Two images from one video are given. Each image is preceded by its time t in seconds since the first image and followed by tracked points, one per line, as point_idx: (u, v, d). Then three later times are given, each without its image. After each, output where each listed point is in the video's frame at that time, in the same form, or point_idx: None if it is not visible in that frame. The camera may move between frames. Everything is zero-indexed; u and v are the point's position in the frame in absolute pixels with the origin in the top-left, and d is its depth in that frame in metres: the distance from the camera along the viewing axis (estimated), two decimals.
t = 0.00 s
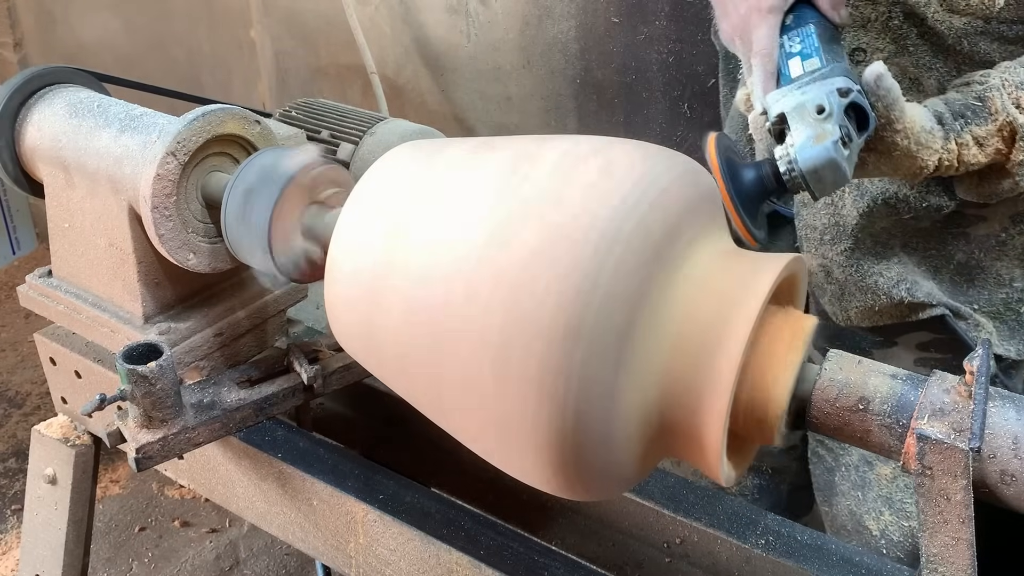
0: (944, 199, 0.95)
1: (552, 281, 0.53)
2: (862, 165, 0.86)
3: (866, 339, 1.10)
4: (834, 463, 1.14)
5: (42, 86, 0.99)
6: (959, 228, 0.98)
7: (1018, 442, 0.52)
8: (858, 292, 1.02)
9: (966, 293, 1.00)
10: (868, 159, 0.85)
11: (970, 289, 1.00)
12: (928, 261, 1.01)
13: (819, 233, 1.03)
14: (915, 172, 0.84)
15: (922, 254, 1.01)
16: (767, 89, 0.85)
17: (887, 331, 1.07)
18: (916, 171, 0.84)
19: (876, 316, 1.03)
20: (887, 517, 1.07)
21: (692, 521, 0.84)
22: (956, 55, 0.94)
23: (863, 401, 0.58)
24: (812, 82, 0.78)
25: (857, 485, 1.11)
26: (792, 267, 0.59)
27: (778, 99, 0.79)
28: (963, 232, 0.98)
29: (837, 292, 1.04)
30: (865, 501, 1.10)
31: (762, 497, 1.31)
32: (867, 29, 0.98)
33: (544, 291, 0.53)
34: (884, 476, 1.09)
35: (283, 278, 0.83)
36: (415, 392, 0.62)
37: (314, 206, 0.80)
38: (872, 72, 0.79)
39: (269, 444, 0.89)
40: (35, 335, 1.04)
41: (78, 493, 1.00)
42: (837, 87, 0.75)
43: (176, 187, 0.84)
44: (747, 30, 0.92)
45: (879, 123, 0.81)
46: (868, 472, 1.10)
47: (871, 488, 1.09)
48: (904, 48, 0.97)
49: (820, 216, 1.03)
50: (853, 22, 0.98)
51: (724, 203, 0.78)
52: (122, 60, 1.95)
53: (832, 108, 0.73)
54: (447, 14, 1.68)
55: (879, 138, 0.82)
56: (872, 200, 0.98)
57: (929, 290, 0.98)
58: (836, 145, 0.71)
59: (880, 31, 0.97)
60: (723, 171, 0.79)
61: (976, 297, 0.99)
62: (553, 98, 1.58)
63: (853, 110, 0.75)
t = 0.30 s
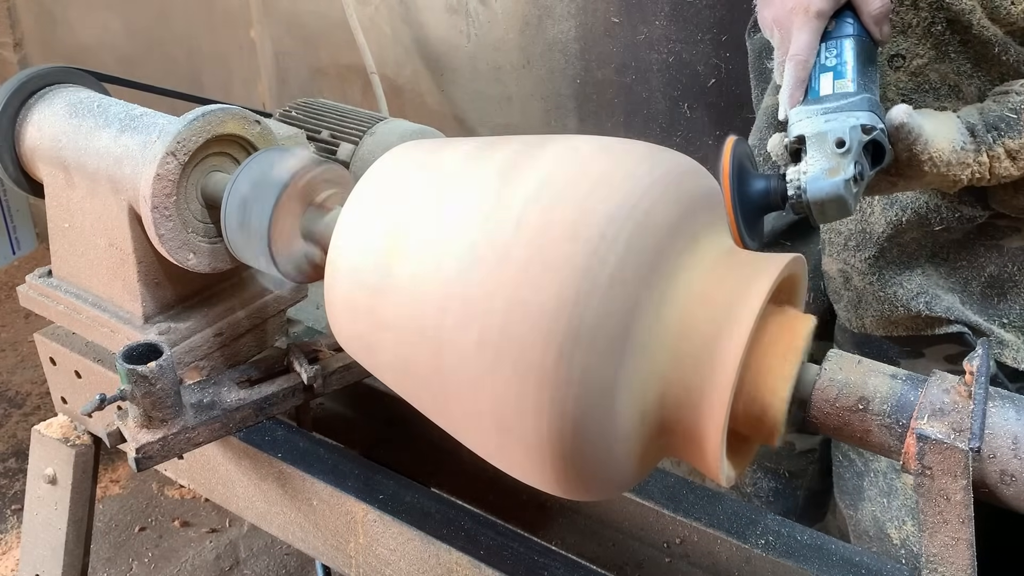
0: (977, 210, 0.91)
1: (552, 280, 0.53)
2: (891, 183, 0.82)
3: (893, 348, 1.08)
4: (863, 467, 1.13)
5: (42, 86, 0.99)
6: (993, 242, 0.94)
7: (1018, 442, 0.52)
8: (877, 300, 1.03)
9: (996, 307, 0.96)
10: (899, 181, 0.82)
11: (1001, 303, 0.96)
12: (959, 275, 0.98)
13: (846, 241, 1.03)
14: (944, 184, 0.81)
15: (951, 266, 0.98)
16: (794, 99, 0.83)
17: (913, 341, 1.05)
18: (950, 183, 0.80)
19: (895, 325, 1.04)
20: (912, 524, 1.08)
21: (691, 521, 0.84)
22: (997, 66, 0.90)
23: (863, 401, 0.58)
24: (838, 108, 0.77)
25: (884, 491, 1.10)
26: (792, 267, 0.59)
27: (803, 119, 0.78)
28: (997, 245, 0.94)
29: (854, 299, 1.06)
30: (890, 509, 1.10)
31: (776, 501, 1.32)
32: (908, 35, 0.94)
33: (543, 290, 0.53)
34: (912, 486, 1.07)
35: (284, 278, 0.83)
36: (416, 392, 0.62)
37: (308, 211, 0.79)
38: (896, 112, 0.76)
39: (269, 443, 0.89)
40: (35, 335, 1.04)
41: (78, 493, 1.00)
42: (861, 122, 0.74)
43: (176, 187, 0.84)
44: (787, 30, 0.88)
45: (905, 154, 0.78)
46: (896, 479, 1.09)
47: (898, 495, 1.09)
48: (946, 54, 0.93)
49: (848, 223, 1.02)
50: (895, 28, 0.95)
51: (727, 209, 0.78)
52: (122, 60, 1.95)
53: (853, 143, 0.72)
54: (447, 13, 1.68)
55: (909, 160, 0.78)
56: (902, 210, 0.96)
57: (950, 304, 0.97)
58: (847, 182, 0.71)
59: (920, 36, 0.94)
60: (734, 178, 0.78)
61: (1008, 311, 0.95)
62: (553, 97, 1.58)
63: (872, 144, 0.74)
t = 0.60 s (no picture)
0: (982, 213, 0.92)
1: (554, 279, 0.53)
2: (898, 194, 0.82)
3: (895, 348, 1.08)
4: (861, 468, 1.13)
5: (42, 86, 1.00)
6: (998, 245, 0.95)
7: (1018, 442, 0.52)
8: (881, 302, 1.02)
9: (999, 308, 0.96)
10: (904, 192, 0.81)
11: (1005, 305, 0.96)
12: (962, 277, 0.98)
13: (851, 245, 1.03)
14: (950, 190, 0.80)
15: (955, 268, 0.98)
16: (800, 109, 0.82)
17: (914, 341, 1.04)
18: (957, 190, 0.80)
19: (898, 327, 1.03)
20: (910, 526, 1.07)
21: (691, 521, 0.84)
22: (1008, 71, 0.90)
23: (863, 401, 0.58)
24: (843, 123, 0.77)
25: (883, 492, 1.10)
26: (792, 267, 0.59)
27: (809, 133, 0.78)
28: (999, 246, 0.95)
29: (858, 300, 1.05)
30: (890, 509, 1.10)
31: (776, 501, 1.32)
32: (919, 38, 0.94)
33: (544, 288, 0.53)
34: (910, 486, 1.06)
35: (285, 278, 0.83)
36: (416, 391, 0.62)
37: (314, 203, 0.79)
38: (900, 128, 0.77)
39: (269, 443, 0.89)
40: (35, 335, 1.04)
41: (78, 493, 1.00)
42: (866, 138, 0.73)
43: (176, 187, 0.84)
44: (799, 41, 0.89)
45: (910, 167, 0.78)
46: (895, 479, 1.08)
47: (897, 496, 1.08)
48: (956, 59, 0.93)
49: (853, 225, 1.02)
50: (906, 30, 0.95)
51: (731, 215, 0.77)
52: (123, 60, 1.95)
53: (856, 160, 0.72)
54: (447, 14, 1.68)
55: (914, 173, 0.78)
56: (908, 212, 0.96)
57: (955, 305, 0.96)
58: (851, 199, 0.70)
59: (932, 40, 0.94)
60: (737, 189, 0.78)
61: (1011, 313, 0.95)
62: (553, 98, 1.58)
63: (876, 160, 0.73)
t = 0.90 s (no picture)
0: (980, 213, 0.92)
1: (554, 279, 0.53)
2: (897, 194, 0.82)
3: (891, 348, 1.08)
4: (855, 470, 1.13)
5: (42, 86, 1.00)
6: (993, 245, 0.96)
7: (1018, 442, 0.52)
8: (880, 303, 1.01)
9: (994, 309, 0.97)
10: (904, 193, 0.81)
11: (1000, 305, 0.97)
12: (959, 277, 0.98)
13: (850, 244, 1.02)
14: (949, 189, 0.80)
15: (953, 270, 0.99)
16: (795, 114, 0.82)
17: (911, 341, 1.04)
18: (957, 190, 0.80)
19: (895, 328, 1.03)
20: (906, 527, 1.07)
21: (691, 521, 0.84)
22: (1006, 70, 0.90)
23: (863, 401, 0.58)
24: (841, 127, 0.76)
25: (878, 493, 1.10)
26: (792, 267, 0.59)
27: (806, 138, 0.77)
28: (996, 247, 0.95)
29: (857, 302, 1.05)
30: (885, 510, 1.10)
31: (776, 501, 1.32)
32: (917, 37, 0.94)
33: (544, 289, 0.53)
34: (906, 487, 1.06)
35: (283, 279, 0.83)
36: (416, 391, 0.62)
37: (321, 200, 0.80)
38: (896, 129, 0.77)
39: (269, 443, 0.89)
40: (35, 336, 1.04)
41: (78, 493, 1.00)
42: (864, 141, 0.73)
43: (176, 187, 0.84)
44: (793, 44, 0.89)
45: (909, 167, 0.78)
46: (890, 481, 1.08)
47: (892, 497, 1.08)
48: (954, 58, 0.93)
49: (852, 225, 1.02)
50: (904, 29, 0.95)
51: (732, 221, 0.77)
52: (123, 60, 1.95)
53: (856, 164, 0.71)
54: (447, 14, 1.68)
55: (914, 173, 0.78)
56: (906, 212, 0.96)
57: (955, 305, 0.96)
58: (851, 204, 0.71)
59: (931, 38, 0.94)
60: (737, 195, 0.78)
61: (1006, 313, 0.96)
62: (553, 98, 1.58)
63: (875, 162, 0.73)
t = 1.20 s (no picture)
0: (978, 212, 0.92)
1: (554, 279, 0.53)
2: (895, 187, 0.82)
3: (890, 347, 1.08)
4: (852, 470, 1.13)
5: (42, 86, 1.00)
6: (992, 244, 0.96)
7: (1018, 442, 0.52)
8: (881, 300, 1.01)
9: (991, 308, 0.97)
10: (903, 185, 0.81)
11: (999, 304, 0.97)
12: (958, 276, 0.99)
13: (851, 241, 1.02)
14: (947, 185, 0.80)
15: (951, 268, 0.99)
16: (797, 103, 0.82)
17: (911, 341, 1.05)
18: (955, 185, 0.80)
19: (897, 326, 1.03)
20: (905, 527, 1.07)
21: (691, 521, 0.84)
22: (1006, 68, 0.90)
23: (863, 400, 0.58)
24: (841, 116, 0.76)
25: (876, 493, 1.10)
26: (792, 267, 0.59)
27: (806, 127, 0.77)
28: (993, 246, 0.96)
29: (859, 298, 1.04)
30: (883, 510, 1.10)
31: (776, 501, 1.32)
32: (917, 34, 0.95)
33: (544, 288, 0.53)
34: (904, 487, 1.06)
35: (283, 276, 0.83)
36: (415, 390, 0.62)
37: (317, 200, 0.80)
38: (899, 121, 0.78)
39: (269, 443, 0.89)
40: (35, 336, 1.04)
41: (78, 493, 1.00)
42: (863, 131, 0.73)
43: (176, 187, 0.84)
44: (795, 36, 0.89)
45: (908, 160, 0.78)
46: (888, 481, 1.08)
47: (890, 497, 1.08)
48: (954, 56, 0.93)
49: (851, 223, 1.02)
50: (904, 27, 0.95)
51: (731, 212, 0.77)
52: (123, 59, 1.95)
53: (855, 153, 0.71)
54: (447, 13, 1.68)
55: (913, 167, 0.78)
56: (905, 210, 0.96)
57: (954, 303, 0.97)
58: (849, 193, 0.70)
59: (931, 36, 0.94)
60: (736, 189, 0.77)
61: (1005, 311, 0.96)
62: (553, 98, 1.58)
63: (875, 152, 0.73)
